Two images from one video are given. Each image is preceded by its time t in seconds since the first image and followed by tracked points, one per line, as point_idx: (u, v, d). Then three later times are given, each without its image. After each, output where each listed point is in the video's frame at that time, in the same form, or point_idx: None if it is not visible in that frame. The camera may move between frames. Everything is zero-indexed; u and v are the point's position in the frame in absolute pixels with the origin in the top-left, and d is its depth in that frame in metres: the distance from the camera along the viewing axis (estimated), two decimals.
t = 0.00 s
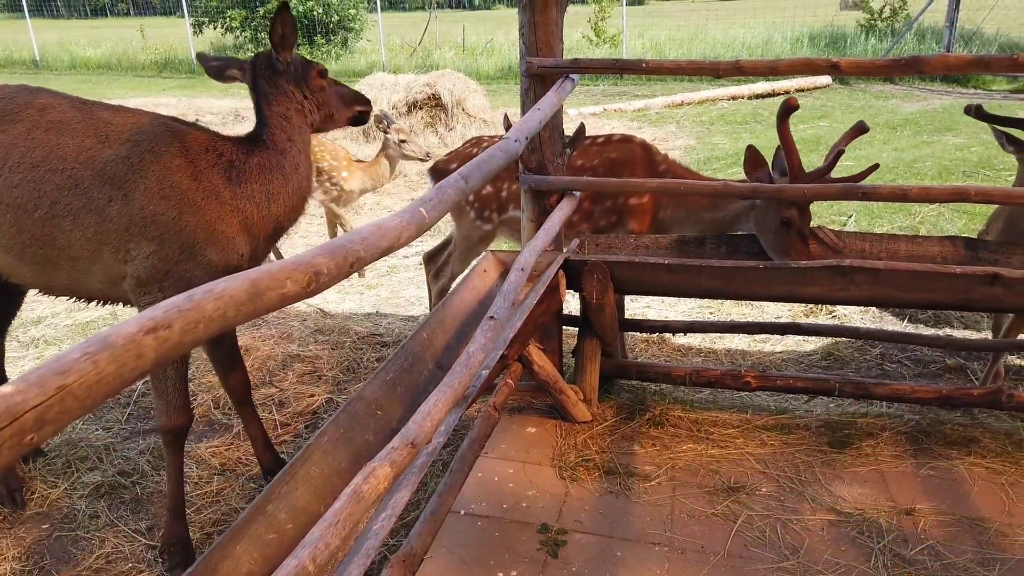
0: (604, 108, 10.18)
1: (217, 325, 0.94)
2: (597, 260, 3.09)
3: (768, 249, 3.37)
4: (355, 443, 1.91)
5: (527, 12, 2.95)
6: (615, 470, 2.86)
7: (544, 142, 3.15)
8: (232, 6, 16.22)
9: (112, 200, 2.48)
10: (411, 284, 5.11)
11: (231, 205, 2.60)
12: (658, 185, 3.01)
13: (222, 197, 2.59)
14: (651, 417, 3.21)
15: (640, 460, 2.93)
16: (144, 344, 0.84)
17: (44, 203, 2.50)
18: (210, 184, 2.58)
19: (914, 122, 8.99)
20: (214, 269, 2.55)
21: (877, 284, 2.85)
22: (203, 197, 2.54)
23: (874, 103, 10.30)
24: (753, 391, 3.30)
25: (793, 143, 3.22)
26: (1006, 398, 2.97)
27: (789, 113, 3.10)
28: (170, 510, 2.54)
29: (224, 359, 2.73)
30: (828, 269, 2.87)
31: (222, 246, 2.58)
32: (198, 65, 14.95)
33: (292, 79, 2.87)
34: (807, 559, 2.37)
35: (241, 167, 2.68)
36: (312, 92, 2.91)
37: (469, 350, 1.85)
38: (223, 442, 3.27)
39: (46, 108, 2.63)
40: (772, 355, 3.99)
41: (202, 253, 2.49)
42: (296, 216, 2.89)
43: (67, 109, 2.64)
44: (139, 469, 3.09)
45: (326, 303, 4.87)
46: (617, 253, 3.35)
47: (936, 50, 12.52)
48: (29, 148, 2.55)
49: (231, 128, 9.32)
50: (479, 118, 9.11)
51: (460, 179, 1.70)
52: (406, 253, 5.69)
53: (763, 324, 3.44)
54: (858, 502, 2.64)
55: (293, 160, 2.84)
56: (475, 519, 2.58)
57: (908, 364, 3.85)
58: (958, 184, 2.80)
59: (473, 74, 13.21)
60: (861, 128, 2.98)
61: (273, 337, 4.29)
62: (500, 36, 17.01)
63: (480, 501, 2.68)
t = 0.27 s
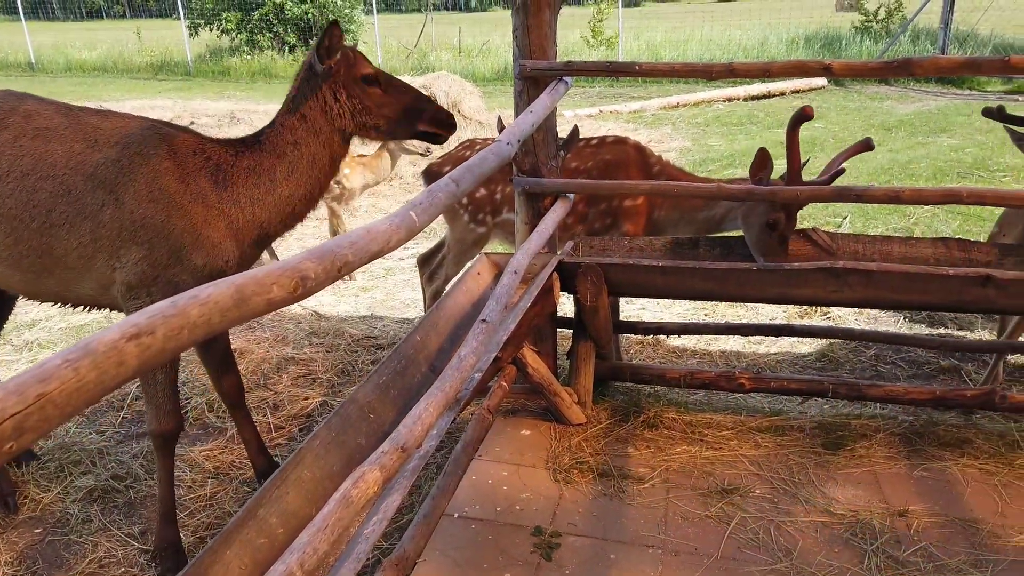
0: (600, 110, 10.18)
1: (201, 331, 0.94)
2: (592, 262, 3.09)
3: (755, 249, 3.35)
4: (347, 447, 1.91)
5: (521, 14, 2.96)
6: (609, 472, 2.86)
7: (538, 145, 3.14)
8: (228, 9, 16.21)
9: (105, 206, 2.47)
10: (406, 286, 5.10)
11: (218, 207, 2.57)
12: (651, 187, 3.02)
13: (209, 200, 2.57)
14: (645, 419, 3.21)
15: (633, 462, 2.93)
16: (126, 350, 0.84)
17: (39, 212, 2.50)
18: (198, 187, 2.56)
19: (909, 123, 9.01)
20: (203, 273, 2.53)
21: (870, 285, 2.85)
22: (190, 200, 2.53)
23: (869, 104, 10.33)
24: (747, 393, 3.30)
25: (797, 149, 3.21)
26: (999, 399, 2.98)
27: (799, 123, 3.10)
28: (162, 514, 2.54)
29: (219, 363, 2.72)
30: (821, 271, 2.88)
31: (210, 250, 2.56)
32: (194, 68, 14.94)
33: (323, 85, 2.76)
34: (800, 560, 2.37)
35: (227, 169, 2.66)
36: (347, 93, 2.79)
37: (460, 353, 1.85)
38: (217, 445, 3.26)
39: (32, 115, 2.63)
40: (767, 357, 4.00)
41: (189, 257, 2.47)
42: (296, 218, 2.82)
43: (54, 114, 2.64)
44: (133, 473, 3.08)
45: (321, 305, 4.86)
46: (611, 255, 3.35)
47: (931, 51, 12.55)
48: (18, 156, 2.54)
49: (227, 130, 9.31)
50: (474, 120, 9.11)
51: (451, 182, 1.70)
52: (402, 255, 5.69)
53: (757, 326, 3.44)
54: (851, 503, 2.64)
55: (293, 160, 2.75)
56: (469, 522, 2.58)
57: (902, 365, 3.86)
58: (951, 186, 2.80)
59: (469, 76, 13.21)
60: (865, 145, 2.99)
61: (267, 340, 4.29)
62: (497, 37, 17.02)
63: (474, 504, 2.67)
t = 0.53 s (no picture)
0: (589, 116, 10.21)
1: (150, 354, 0.93)
2: (573, 271, 3.09)
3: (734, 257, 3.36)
4: (322, 462, 1.90)
5: (501, 24, 2.96)
6: (591, 482, 2.86)
7: (520, 154, 3.14)
8: (217, 15, 16.18)
9: (80, 218, 2.47)
10: (392, 295, 5.09)
11: (193, 220, 2.58)
12: (633, 196, 3.02)
13: (184, 212, 2.57)
14: (628, 428, 3.22)
15: (615, 471, 2.93)
16: (68, 377, 0.83)
17: (10, 224, 2.47)
18: (173, 199, 2.56)
19: (895, 128, 9.06)
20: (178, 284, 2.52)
21: (849, 293, 2.87)
22: (165, 213, 2.53)
23: (856, 109, 10.39)
24: (730, 401, 3.30)
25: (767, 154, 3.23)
26: (979, 406, 3.00)
27: (767, 126, 3.12)
28: (137, 529, 2.52)
29: (197, 375, 2.71)
30: (801, 279, 2.89)
31: (184, 263, 2.56)
32: (183, 75, 14.90)
33: (321, 107, 2.73)
34: (779, 570, 2.37)
35: (203, 183, 2.66)
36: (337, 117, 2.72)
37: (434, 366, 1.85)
38: (198, 458, 3.25)
39: (5, 127, 2.62)
40: (751, 364, 4.01)
41: (163, 269, 2.47)
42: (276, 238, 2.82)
43: (29, 127, 2.63)
44: (112, 486, 3.06)
45: (306, 314, 4.85)
46: (593, 264, 3.35)
47: (918, 56, 12.64)
48: None
49: (214, 137, 9.28)
50: (463, 127, 9.11)
51: (423, 196, 1.69)
52: (388, 263, 5.68)
53: (739, 334, 3.45)
54: (831, 511, 2.65)
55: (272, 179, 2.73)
56: (449, 534, 2.57)
57: (885, 371, 3.88)
58: (929, 194, 2.82)
59: (459, 82, 13.22)
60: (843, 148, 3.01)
61: (251, 350, 4.27)
62: (487, 43, 17.05)
63: (455, 515, 2.67)
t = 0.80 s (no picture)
0: (552, 124, 10.25)
1: (34, 378, 0.90)
2: (525, 280, 3.08)
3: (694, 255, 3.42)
4: (258, 479, 1.86)
5: (449, 34, 2.94)
6: (542, 492, 2.85)
7: (470, 163, 3.12)
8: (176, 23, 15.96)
9: (7, 233, 2.45)
10: (349, 305, 5.04)
11: (124, 232, 2.52)
12: (583, 204, 3.03)
13: (114, 225, 2.52)
14: (581, 437, 3.21)
15: (567, 481, 2.92)
16: None
17: None
18: (103, 211, 2.52)
19: (850, 135, 9.25)
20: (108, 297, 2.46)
21: (796, 300, 2.90)
22: (95, 225, 2.48)
23: (813, 117, 10.58)
24: (682, 407, 3.32)
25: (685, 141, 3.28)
26: (923, 408, 3.06)
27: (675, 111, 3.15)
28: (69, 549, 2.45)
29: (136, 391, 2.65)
30: (749, 286, 2.91)
31: (116, 277, 2.50)
32: (141, 83, 14.65)
33: (253, 128, 2.66)
34: None
35: (136, 195, 2.60)
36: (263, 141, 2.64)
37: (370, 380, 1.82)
38: (142, 476, 3.17)
39: None
40: (706, 370, 4.04)
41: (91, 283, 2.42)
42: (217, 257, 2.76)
43: None
44: (52, 507, 2.98)
45: (261, 326, 4.78)
46: (546, 272, 3.35)
47: (872, 65, 12.93)
48: None
49: (171, 146, 9.13)
50: (425, 135, 9.09)
51: (355, 208, 1.66)
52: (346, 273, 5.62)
53: (691, 341, 3.47)
54: (780, 516, 2.67)
55: (204, 196, 2.66)
56: (398, 548, 2.54)
57: (836, 375, 3.94)
58: (871, 201, 2.86)
59: (423, 90, 13.20)
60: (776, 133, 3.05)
61: (202, 363, 4.19)
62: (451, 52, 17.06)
63: (404, 529, 2.63)
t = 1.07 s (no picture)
0: (497, 127, 10.26)
1: None
2: (458, 284, 3.05)
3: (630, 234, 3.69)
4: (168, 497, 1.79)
5: (375, 36, 2.90)
6: (476, 498, 2.82)
7: (400, 167, 3.07)
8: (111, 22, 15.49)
9: None
10: (286, 312, 4.94)
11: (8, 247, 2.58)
12: (515, 207, 3.01)
13: None
14: (517, 441, 3.20)
15: (502, 486, 2.90)
16: None
17: None
18: None
19: (787, 137, 9.48)
20: None
21: (724, 300, 2.94)
22: None
23: (753, 119, 10.82)
24: (618, 408, 3.34)
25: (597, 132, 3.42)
26: (849, 404, 3.13)
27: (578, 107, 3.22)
28: None
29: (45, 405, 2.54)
30: (679, 287, 2.94)
31: None
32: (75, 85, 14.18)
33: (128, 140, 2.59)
34: None
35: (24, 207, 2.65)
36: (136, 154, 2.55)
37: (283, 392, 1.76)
38: (61, 493, 3.04)
39: None
40: (643, 371, 4.07)
41: None
42: (114, 268, 2.75)
43: None
44: None
45: (193, 335, 4.64)
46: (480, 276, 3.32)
47: (810, 68, 13.29)
48: None
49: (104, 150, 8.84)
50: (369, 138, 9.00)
51: (260, 214, 1.59)
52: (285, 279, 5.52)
53: (626, 342, 3.49)
54: (710, 515, 2.70)
55: (93, 209, 2.66)
56: (326, 561, 2.48)
57: (770, 373, 4.01)
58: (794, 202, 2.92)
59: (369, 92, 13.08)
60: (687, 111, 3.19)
61: (129, 375, 4.05)
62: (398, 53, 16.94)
63: (333, 541, 2.58)
